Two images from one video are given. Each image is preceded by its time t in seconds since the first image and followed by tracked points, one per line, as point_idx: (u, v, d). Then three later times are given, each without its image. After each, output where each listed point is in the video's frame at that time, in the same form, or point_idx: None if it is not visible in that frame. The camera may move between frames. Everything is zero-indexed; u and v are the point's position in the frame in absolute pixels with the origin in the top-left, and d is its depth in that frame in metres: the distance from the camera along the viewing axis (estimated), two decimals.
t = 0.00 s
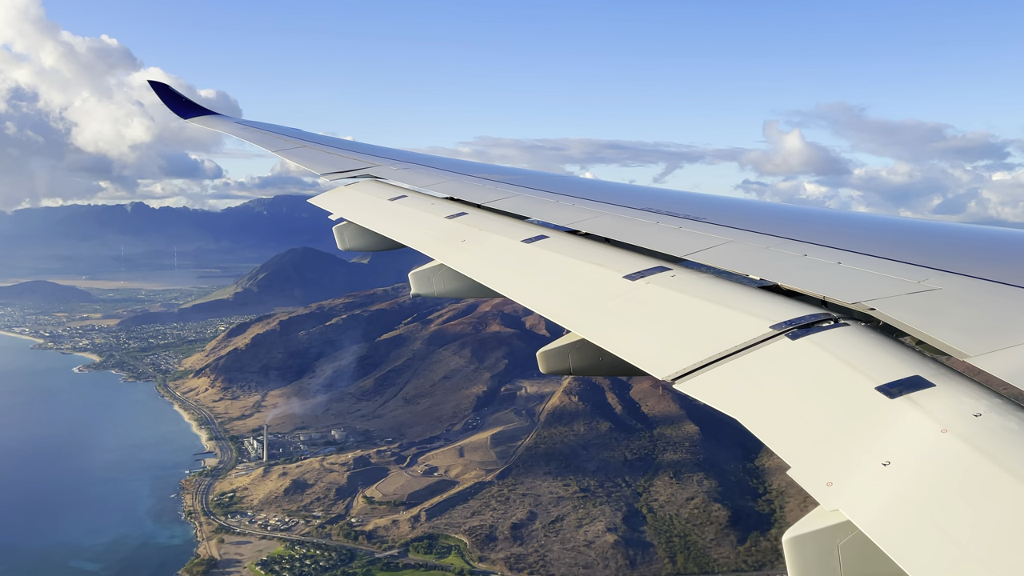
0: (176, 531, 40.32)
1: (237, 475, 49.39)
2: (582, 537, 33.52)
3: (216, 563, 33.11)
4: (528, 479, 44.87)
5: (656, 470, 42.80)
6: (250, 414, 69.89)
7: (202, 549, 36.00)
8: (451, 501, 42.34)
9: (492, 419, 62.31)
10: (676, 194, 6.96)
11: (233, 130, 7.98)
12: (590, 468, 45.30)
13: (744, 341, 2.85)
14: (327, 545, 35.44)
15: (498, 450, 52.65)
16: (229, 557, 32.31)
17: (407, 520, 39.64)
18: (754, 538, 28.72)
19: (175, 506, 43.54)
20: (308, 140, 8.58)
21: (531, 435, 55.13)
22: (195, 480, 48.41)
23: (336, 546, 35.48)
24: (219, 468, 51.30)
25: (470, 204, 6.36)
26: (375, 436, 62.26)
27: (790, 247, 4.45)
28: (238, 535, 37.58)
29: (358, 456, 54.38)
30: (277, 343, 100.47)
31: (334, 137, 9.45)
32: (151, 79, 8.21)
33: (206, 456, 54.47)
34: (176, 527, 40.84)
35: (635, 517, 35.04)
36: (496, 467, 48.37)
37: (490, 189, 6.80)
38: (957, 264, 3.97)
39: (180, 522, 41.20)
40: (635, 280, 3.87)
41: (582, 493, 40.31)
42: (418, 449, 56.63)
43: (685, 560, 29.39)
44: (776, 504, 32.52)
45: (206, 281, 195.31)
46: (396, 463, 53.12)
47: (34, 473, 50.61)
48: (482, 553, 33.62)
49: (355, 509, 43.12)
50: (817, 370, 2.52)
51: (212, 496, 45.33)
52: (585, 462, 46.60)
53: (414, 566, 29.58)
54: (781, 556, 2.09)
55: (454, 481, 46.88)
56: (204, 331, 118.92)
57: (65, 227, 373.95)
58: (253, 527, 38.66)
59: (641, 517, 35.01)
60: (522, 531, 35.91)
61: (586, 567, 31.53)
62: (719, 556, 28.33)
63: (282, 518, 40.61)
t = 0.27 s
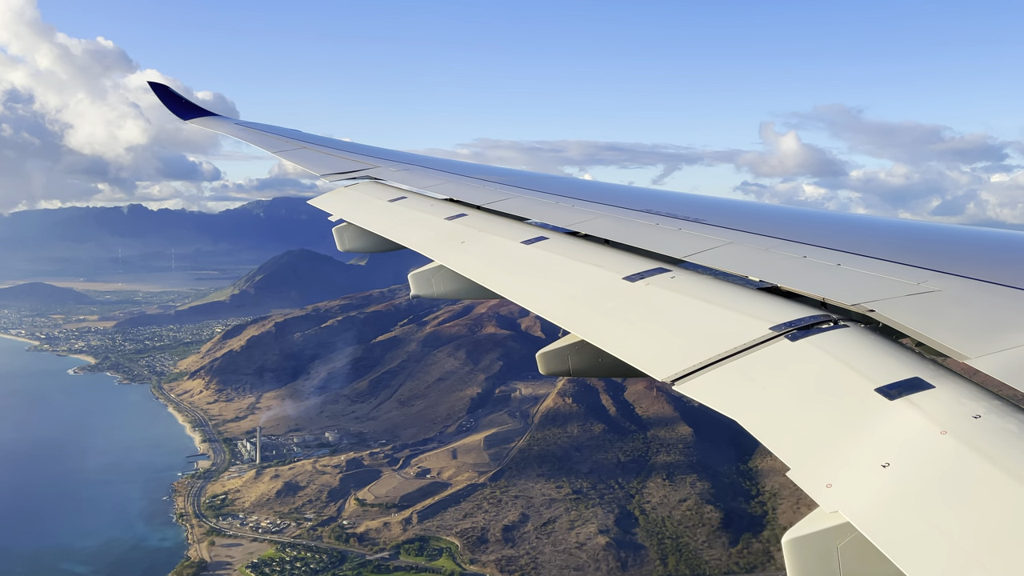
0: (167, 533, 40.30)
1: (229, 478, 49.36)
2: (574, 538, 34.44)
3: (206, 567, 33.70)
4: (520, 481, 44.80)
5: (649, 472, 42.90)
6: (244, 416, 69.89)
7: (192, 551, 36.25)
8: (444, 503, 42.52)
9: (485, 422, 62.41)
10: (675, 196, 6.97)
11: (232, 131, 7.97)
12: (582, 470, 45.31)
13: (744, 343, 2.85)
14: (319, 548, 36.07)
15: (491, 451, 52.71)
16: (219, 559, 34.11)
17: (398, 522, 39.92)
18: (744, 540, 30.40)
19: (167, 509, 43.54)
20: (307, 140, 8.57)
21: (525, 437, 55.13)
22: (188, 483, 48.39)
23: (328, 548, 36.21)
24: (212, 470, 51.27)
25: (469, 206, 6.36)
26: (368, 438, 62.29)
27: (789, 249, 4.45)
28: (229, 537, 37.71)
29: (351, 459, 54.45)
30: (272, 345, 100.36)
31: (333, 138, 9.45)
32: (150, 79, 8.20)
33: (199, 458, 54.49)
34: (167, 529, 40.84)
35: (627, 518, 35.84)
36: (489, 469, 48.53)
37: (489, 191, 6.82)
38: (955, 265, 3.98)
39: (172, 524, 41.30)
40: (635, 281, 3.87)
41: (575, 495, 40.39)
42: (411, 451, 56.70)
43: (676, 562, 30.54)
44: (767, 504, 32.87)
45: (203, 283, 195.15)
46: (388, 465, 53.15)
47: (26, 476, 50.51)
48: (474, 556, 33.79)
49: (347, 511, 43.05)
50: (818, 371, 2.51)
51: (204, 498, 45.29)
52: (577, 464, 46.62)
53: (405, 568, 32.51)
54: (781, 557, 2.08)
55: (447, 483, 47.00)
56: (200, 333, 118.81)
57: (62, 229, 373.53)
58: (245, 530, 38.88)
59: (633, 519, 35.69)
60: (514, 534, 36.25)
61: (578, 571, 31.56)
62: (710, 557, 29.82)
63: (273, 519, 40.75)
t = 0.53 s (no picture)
0: (159, 535, 40.58)
1: (222, 479, 49.28)
2: (565, 540, 34.37)
3: (197, 570, 33.73)
4: (513, 483, 44.78)
5: (642, 474, 42.98)
6: (239, 417, 69.92)
7: (184, 553, 36.39)
8: (436, 504, 42.54)
9: (479, 423, 62.43)
10: (674, 197, 6.98)
11: (232, 133, 7.97)
12: (575, 472, 45.35)
13: (744, 344, 2.86)
14: (310, 549, 35.96)
15: (485, 453, 52.72)
16: (210, 562, 34.28)
17: (390, 524, 39.80)
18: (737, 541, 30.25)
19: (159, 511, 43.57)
20: (307, 142, 8.57)
21: (519, 438, 55.10)
22: (180, 484, 48.34)
23: (319, 551, 35.90)
24: (205, 472, 51.21)
25: (468, 207, 6.35)
26: (363, 439, 62.25)
27: (788, 250, 4.47)
28: (220, 538, 37.68)
29: (344, 460, 54.39)
30: (267, 347, 100.29)
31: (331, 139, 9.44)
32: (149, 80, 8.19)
33: (192, 460, 54.56)
34: (159, 531, 40.91)
35: (620, 519, 36.12)
36: (482, 470, 48.62)
37: (489, 191, 6.82)
38: (953, 267, 3.99)
39: (163, 527, 41.29)
40: (634, 283, 3.87)
41: (567, 496, 40.48)
42: (404, 452, 56.70)
43: (669, 564, 30.37)
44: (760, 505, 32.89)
45: (200, 284, 194.99)
46: (382, 467, 53.11)
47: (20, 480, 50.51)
48: (465, 557, 33.78)
49: (340, 512, 42.81)
50: (818, 375, 2.52)
51: (196, 500, 45.12)
52: (570, 466, 46.70)
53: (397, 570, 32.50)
54: (782, 559, 2.07)
55: (439, 484, 47.07)
56: (197, 334, 118.77)
57: (58, 230, 373.17)
58: (236, 531, 38.93)
59: (625, 521, 36.02)
60: (505, 534, 36.29)
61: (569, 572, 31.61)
62: (702, 558, 29.88)
63: (265, 521, 40.68)
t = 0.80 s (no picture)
0: (150, 536, 40.69)
1: (215, 480, 49.28)
2: (557, 541, 34.18)
3: (189, 571, 33.83)
4: (506, 484, 44.89)
5: (635, 475, 43.19)
6: (234, 417, 70.03)
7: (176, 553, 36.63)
8: (429, 505, 42.68)
9: (474, 424, 62.47)
10: (673, 197, 6.99)
11: (232, 133, 7.96)
12: (568, 472, 45.38)
13: (743, 346, 2.86)
14: (303, 550, 36.02)
15: (478, 453, 52.76)
16: (202, 562, 34.38)
17: (382, 524, 39.99)
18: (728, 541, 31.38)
19: (151, 512, 43.65)
20: (306, 142, 8.56)
21: (512, 439, 55.10)
22: (173, 485, 48.33)
23: (312, 551, 35.97)
24: (198, 472, 51.25)
25: (468, 207, 6.36)
26: (357, 439, 62.25)
27: (788, 251, 4.47)
28: (212, 539, 37.83)
29: (337, 461, 54.36)
30: (262, 348, 100.32)
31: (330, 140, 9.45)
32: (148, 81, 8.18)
33: (186, 461, 54.65)
34: (151, 533, 40.97)
35: (612, 521, 35.92)
36: (475, 471, 48.73)
37: (489, 193, 6.82)
38: (951, 268, 4.00)
39: (156, 527, 41.38)
40: (634, 284, 3.86)
41: (560, 497, 40.62)
42: (397, 453, 56.67)
43: (660, 564, 29.90)
44: (753, 505, 33.32)
45: (196, 285, 194.94)
46: (375, 467, 53.07)
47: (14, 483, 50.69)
48: (457, 556, 33.60)
49: (332, 513, 42.69)
50: (817, 377, 2.52)
51: (189, 501, 45.10)
52: (564, 466, 46.73)
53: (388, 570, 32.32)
54: (781, 559, 2.06)
55: (432, 485, 47.39)
56: (194, 334, 118.72)
57: (54, 231, 372.71)
58: (227, 531, 39.01)
59: (618, 521, 36.09)
60: (496, 535, 36.48)
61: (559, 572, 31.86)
62: (693, 559, 30.03)
63: (257, 522, 40.69)
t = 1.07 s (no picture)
0: (141, 537, 40.42)
1: (208, 479, 49.32)
2: (550, 541, 34.43)
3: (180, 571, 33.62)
4: (499, 483, 44.87)
5: (629, 474, 43.16)
6: (229, 418, 70.08)
7: (167, 554, 36.59)
8: (422, 504, 42.66)
9: (468, 423, 62.44)
10: (671, 198, 6.99)
11: (232, 134, 7.95)
12: (562, 471, 45.42)
13: (744, 347, 2.86)
14: (294, 550, 35.99)
15: (472, 453, 52.75)
16: (193, 562, 34.50)
17: (375, 524, 39.95)
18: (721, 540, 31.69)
19: (144, 512, 43.71)
20: (306, 144, 8.55)
21: (507, 438, 55.09)
22: (167, 485, 48.37)
23: (303, 550, 36.03)
24: (192, 472, 51.32)
25: (468, 209, 6.35)
26: (351, 439, 62.27)
27: (788, 252, 4.47)
28: (203, 539, 37.69)
29: (331, 461, 54.33)
30: (258, 348, 100.33)
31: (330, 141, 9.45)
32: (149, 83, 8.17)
33: (180, 461, 54.79)
34: (143, 533, 40.86)
35: (605, 520, 36.13)
36: (469, 470, 48.69)
37: (489, 194, 6.81)
38: (950, 269, 4.01)
39: (148, 527, 41.39)
40: (634, 285, 3.86)
41: (553, 496, 40.62)
42: (391, 453, 56.65)
43: (652, 563, 31.10)
44: (746, 505, 34.29)
45: (194, 285, 194.83)
46: (368, 467, 53.07)
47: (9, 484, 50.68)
48: (450, 557, 33.82)
49: (326, 513, 42.74)
50: (817, 377, 2.52)
51: (181, 501, 45.04)
52: (558, 466, 46.74)
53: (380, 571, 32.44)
54: (780, 561, 2.05)
55: (426, 485, 47.10)
56: (191, 334, 118.66)
57: (52, 232, 372.41)
58: (220, 531, 38.87)
59: (611, 520, 36.10)
60: (489, 535, 36.40)
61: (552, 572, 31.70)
62: (686, 558, 30.66)
63: (250, 522, 40.60)
